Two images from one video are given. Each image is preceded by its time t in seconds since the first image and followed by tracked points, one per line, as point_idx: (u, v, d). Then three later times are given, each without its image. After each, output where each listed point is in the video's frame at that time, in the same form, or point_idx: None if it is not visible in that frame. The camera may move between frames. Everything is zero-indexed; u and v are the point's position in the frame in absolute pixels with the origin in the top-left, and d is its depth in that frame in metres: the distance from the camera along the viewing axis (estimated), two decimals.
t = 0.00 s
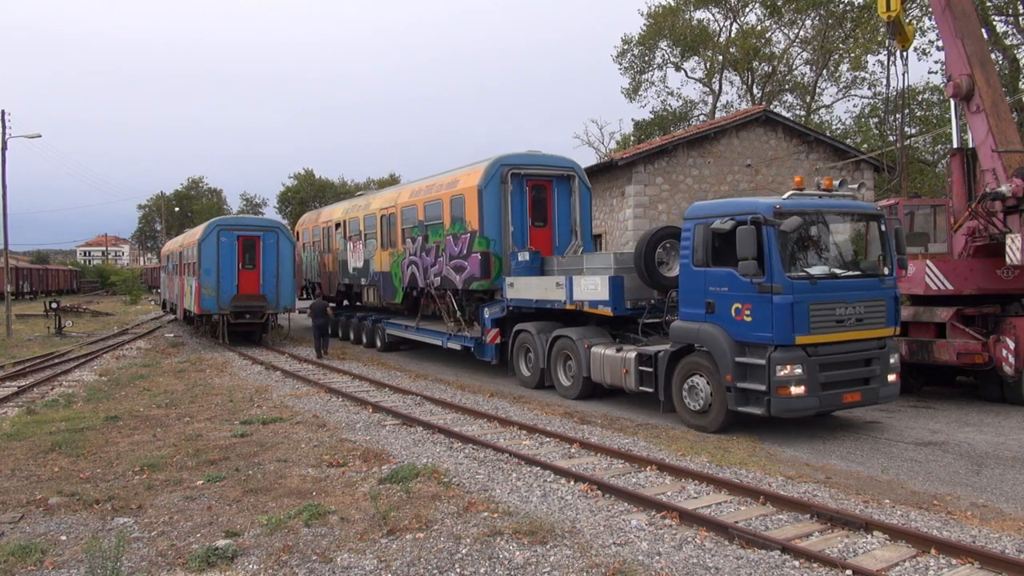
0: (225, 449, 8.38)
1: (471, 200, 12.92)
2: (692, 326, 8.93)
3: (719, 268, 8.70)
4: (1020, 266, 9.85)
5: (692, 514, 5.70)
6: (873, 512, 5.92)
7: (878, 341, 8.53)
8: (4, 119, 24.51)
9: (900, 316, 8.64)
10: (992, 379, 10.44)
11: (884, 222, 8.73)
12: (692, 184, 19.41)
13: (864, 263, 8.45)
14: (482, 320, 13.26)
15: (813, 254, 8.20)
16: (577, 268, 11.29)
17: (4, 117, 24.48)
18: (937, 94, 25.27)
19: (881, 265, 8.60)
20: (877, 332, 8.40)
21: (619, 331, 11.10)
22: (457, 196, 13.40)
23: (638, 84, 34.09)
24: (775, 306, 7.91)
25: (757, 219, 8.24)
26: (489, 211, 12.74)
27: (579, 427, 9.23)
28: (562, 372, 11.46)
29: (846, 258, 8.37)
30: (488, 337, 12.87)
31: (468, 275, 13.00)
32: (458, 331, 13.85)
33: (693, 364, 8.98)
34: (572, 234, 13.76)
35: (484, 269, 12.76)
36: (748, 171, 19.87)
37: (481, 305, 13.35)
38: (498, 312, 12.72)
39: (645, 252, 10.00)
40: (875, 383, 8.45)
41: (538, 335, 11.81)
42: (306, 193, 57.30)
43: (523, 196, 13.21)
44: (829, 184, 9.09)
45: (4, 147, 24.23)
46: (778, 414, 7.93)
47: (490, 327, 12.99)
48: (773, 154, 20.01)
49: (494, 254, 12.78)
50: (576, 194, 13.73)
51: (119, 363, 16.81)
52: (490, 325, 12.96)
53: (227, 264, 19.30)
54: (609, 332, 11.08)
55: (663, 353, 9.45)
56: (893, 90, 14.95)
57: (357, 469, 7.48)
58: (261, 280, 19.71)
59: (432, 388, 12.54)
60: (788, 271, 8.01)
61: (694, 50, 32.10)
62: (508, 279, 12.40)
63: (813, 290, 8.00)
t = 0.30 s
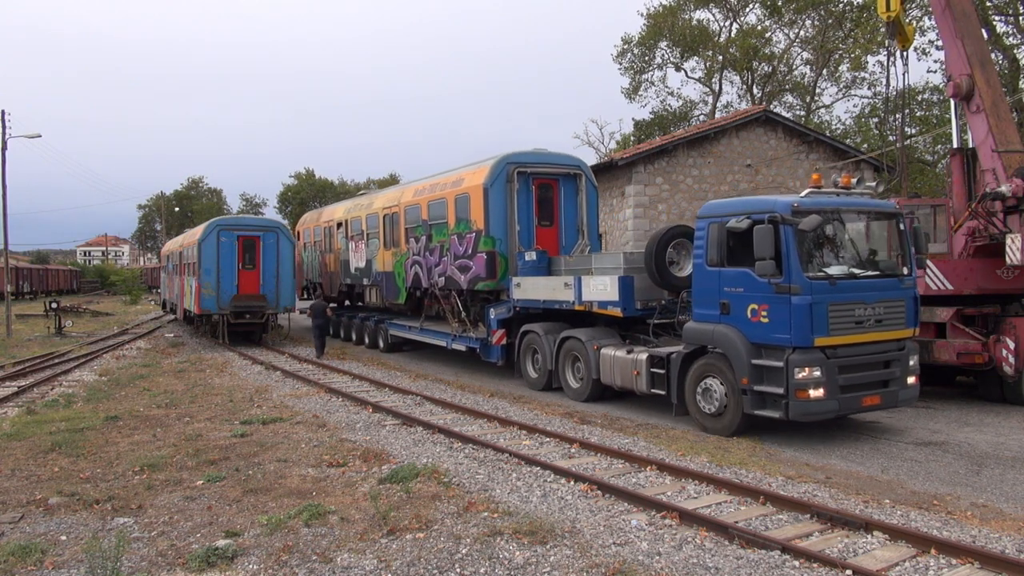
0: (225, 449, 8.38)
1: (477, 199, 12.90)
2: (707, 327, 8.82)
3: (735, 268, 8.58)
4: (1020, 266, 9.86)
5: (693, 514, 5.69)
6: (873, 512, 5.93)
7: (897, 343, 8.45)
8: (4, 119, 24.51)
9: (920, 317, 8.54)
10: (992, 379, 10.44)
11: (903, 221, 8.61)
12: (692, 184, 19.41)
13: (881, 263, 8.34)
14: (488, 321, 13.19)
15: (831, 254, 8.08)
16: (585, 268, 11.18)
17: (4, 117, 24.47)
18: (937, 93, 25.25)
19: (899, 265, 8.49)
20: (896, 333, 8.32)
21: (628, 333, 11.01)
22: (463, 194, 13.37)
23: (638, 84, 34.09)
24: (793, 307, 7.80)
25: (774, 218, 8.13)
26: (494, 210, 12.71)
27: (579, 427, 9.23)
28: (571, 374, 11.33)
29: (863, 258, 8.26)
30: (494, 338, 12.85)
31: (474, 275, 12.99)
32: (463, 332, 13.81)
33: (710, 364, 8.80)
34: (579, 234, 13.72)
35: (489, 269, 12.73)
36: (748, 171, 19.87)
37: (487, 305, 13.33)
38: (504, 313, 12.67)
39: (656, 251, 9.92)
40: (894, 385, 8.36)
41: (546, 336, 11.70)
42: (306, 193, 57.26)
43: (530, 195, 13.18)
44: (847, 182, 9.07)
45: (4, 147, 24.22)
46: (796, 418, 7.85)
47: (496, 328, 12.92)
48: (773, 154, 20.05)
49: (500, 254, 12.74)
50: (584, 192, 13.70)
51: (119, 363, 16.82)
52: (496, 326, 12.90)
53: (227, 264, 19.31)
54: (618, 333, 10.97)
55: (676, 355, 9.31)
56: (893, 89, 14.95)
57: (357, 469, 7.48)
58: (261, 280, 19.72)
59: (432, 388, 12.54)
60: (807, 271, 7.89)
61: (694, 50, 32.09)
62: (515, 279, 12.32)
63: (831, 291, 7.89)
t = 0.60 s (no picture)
0: (225, 449, 8.38)
1: (483, 198, 12.79)
2: (722, 327, 8.64)
3: (750, 268, 8.40)
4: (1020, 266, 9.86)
5: (693, 514, 5.70)
6: (873, 512, 5.93)
7: (916, 344, 8.25)
8: (4, 119, 24.51)
9: (939, 318, 8.36)
10: (992, 380, 10.44)
11: (923, 219, 8.41)
12: (692, 184, 19.40)
13: (901, 262, 8.16)
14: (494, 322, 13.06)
15: (850, 253, 7.90)
16: (593, 267, 11.00)
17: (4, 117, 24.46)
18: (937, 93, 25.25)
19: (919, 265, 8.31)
20: (915, 334, 8.13)
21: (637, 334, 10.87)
22: (468, 192, 13.26)
23: (638, 84, 34.08)
24: (812, 307, 7.62)
25: (792, 217, 7.94)
26: (501, 208, 12.60)
27: (579, 427, 9.23)
28: (580, 376, 11.19)
29: (883, 257, 8.08)
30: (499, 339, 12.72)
31: (479, 275, 12.88)
32: (468, 333, 13.68)
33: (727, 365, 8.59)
34: (585, 233, 13.68)
35: (496, 269, 12.60)
36: (748, 171, 19.88)
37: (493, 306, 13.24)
38: (510, 313, 12.55)
39: (667, 251, 9.82)
40: (914, 388, 8.17)
41: (553, 337, 11.58)
42: (306, 193, 57.25)
43: (536, 193, 13.11)
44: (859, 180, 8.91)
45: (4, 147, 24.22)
46: (815, 421, 7.66)
47: (502, 330, 12.77)
48: (773, 154, 20.07)
49: (506, 254, 12.65)
50: (590, 191, 13.65)
51: (119, 363, 16.81)
52: (502, 328, 12.75)
53: (227, 264, 19.30)
54: (627, 334, 10.82)
55: (689, 356, 9.15)
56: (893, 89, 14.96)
57: (357, 469, 7.48)
58: (261, 280, 19.72)
59: (432, 388, 12.54)
60: (826, 271, 7.71)
61: (694, 50, 32.09)
62: (522, 280, 12.15)
63: (851, 291, 7.72)
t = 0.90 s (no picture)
0: (225, 449, 8.38)
1: (488, 197, 12.61)
2: (737, 328, 8.40)
3: (766, 268, 8.17)
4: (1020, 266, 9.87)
5: (693, 514, 5.69)
6: (873, 512, 5.92)
7: (938, 345, 7.98)
8: (4, 119, 24.50)
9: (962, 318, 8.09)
10: (992, 379, 10.43)
11: (944, 218, 8.18)
12: (692, 184, 19.40)
13: (922, 261, 7.92)
14: (500, 323, 12.87)
15: (870, 252, 7.67)
16: (603, 268, 10.89)
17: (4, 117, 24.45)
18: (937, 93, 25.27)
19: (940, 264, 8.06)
20: (937, 335, 7.86)
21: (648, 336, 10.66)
22: (473, 191, 13.09)
23: (638, 84, 34.09)
24: (831, 307, 7.37)
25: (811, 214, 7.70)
26: (506, 207, 12.43)
27: (579, 427, 9.23)
28: (589, 378, 10.98)
29: (903, 256, 7.84)
30: (506, 340, 12.55)
31: (485, 275, 12.71)
32: (473, 334, 13.54)
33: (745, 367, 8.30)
34: (592, 233, 13.49)
35: (502, 268, 12.42)
36: (748, 171, 19.88)
37: (500, 306, 13.11)
38: (516, 313, 12.39)
39: (679, 250, 9.55)
40: (935, 391, 7.88)
41: (561, 338, 11.36)
42: (306, 192, 57.27)
43: (542, 192, 12.94)
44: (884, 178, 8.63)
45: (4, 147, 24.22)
46: (835, 425, 7.38)
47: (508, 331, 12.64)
48: (773, 154, 20.08)
49: (512, 253, 12.47)
50: (597, 190, 13.48)
51: (119, 363, 16.82)
52: (508, 328, 12.62)
53: (227, 265, 19.31)
54: (637, 336, 10.60)
55: (703, 358, 8.91)
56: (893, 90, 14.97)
57: (357, 469, 7.48)
58: (261, 280, 19.71)
59: (432, 388, 12.54)
60: (846, 270, 7.47)
61: (694, 50, 32.11)
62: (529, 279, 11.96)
63: (871, 291, 7.48)
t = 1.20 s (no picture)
0: (225, 449, 8.38)
1: (494, 196, 12.38)
2: (753, 330, 8.18)
3: (783, 268, 7.94)
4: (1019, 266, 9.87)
5: (693, 514, 5.69)
6: (873, 512, 5.93)
7: (959, 347, 7.78)
8: (4, 119, 24.49)
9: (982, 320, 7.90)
10: (992, 380, 10.43)
11: (964, 216, 7.98)
12: (692, 184, 19.38)
13: (943, 261, 7.71)
14: (506, 324, 12.68)
15: (891, 252, 7.46)
16: (612, 268, 10.73)
17: (4, 117, 24.44)
18: (937, 93, 25.29)
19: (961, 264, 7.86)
20: (958, 337, 7.66)
21: (659, 337, 10.45)
22: (478, 191, 12.86)
23: (638, 84, 34.10)
24: (852, 309, 7.16)
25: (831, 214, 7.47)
26: (513, 206, 12.19)
27: (579, 427, 9.23)
28: (598, 380, 10.78)
29: (925, 256, 7.63)
30: (513, 341, 12.41)
31: (491, 275, 12.51)
32: (479, 336, 13.39)
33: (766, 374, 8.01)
34: (600, 232, 13.29)
35: (507, 268, 12.20)
36: (748, 171, 19.88)
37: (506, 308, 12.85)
38: (524, 314, 12.22)
39: (691, 250, 9.37)
40: (956, 394, 7.68)
41: (569, 339, 11.16)
42: (306, 192, 57.27)
43: (549, 191, 12.70)
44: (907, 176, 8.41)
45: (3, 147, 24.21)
46: (855, 430, 7.18)
47: (515, 331, 12.46)
48: (773, 154, 20.08)
49: (519, 253, 12.23)
50: (605, 189, 13.24)
51: (119, 363, 16.82)
52: (515, 329, 12.45)
53: (227, 265, 19.31)
54: (648, 337, 10.39)
55: (717, 360, 8.68)
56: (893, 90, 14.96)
57: (357, 469, 7.47)
58: (261, 280, 19.71)
59: (432, 387, 12.54)
60: (868, 271, 7.25)
61: (694, 50, 32.10)
62: (537, 279, 11.80)
63: (893, 292, 7.26)
